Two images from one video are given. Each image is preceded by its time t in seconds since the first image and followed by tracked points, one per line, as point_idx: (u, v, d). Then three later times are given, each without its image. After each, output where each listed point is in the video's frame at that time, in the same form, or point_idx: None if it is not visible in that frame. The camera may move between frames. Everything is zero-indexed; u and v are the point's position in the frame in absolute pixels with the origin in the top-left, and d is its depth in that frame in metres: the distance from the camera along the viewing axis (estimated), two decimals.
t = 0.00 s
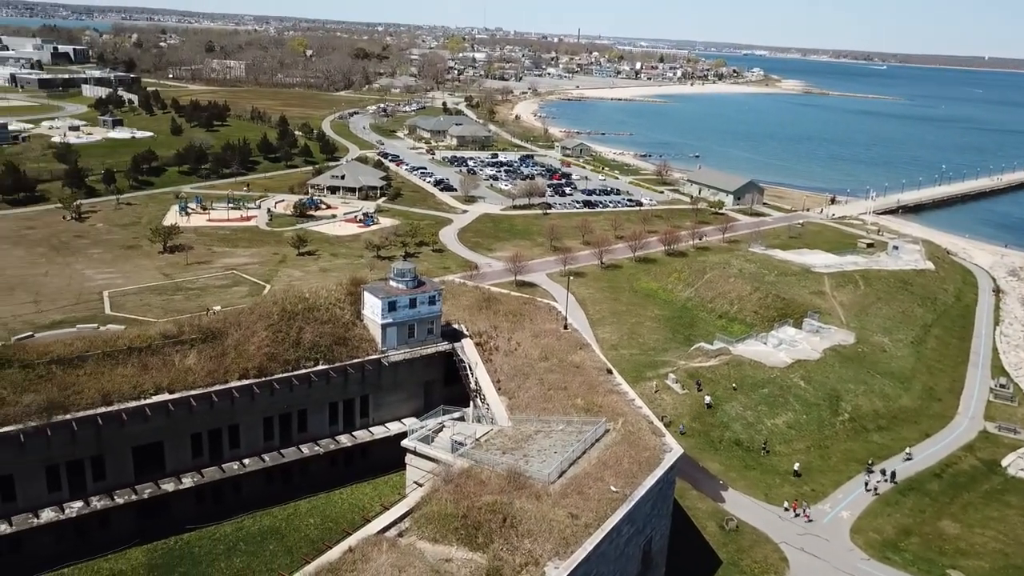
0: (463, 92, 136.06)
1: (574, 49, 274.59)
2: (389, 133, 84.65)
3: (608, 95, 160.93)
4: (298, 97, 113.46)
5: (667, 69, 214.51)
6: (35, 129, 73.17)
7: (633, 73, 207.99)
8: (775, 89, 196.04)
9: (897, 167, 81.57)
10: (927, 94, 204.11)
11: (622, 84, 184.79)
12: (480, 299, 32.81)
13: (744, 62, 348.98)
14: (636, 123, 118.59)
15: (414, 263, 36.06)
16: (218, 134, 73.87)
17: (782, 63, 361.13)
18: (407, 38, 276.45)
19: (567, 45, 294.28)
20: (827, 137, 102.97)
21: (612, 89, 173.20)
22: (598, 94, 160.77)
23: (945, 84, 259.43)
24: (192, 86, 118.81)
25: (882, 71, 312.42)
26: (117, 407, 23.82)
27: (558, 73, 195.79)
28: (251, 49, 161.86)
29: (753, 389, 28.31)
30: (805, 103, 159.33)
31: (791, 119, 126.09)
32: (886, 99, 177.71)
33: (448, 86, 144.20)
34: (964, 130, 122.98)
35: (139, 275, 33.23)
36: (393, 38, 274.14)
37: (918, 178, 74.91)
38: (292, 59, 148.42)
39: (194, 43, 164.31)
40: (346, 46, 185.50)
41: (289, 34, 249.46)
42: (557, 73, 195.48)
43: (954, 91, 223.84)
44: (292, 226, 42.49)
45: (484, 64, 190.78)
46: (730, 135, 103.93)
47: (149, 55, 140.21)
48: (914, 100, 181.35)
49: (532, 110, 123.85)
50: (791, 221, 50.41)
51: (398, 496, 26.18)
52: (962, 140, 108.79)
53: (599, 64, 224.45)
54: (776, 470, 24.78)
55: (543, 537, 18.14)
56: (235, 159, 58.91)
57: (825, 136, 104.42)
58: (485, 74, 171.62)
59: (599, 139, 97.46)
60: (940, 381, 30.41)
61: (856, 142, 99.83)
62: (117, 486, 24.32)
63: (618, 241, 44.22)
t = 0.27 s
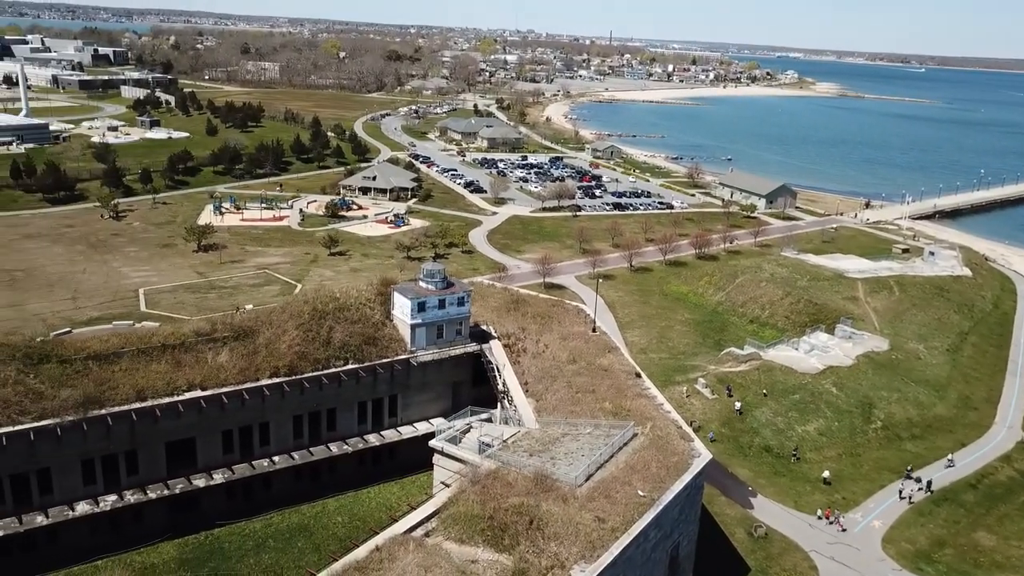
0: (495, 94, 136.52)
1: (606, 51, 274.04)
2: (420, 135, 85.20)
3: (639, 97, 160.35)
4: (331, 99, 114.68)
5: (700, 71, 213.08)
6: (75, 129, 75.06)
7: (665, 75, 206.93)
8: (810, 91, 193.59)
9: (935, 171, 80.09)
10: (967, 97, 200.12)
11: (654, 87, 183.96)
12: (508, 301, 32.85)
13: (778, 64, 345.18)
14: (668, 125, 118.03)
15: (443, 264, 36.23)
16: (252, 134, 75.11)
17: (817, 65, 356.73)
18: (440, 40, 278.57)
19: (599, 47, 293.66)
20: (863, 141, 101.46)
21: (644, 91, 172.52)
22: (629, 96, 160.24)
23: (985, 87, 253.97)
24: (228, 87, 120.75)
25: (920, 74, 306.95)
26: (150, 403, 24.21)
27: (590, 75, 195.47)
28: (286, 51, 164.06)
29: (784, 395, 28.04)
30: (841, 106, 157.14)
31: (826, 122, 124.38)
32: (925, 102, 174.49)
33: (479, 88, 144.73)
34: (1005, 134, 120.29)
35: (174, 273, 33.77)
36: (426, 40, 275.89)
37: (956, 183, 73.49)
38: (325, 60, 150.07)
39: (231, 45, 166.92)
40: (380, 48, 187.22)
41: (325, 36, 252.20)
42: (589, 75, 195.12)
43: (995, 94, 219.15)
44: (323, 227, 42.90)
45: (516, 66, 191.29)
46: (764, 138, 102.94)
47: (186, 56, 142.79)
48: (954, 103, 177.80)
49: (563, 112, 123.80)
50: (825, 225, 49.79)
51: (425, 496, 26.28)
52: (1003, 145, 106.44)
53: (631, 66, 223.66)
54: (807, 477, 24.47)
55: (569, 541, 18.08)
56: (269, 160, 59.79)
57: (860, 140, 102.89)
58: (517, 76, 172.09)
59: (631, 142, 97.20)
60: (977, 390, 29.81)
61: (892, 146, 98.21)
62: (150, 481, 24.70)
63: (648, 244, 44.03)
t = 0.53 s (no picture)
0: (528, 97, 136.71)
1: (640, 53, 272.90)
2: (454, 137, 85.67)
3: (673, 100, 159.44)
4: (365, 101, 115.72)
5: (735, 74, 211.18)
6: (116, 129, 76.78)
7: (699, 78, 205.48)
8: (848, 95, 190.73)
9: (977, 177, 78.36)
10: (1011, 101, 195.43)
11: (688, 90, 182.61)
12: (538, 303, 32.86)
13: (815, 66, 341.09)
14: (701, 128, 117.19)
15: (474, 266, 36.34)
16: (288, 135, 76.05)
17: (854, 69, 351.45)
18: (474, 43, 279.94)
19: (633, 50, 292.55)
20: (901, 146, 99.70)
21: (678, 94, 171.34)
22: (663, 99, 159.37)
23: None
24: (265, 89, 122.64)
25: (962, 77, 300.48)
26: (185, 399, 24.59)
27: (623, 78, 194.82)
28: (322, 54, 166.07)
29: (817, 402, 27.69)
30: (880, 110, 154.52)
31: (864, 126, 122.43)
32: (967, 107, 170.83)
33: (512, 91, 145.04)
34: None
35: (209, 272, 34.29)
36: (461, 43, 277.27)
37: (999, 189, 71.82)
38: (361, 63, 151.61)
39: (270, 48, 169.41)
40: (414, 50, 188.66)
41: (363, 38, 254.43)
42: (623, 78, 194.44)
43: None
44: (356, 227, 43.27)
45: (550, 69, 191.37)
46: (799, 142, 101.70)
47: (225, 59, 145.31)
48: (997, 107, 173.72)
49: (596, 115, 123.51)
50: (861, 230, 49.06)
51: (453, 497, 26.34)
52: None
53: (665, 69, 222.55)
54: (840, 485, 24.10)
55: (596, 544, 18.01)
56: (304, 160, 60.00)
57: (898, 144, 101.13)
58: (550, 79, 172.27)
59: (664, 145, 96.69)
60: (1017, 400, 29.11)
61: (932, 151, 96.28)
62: (184, 476, 25.08)
63: (680, 247, 43.75)
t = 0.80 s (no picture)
0: (560, 99, 136.63)
1: (674, 55, 271.20)
2: (486, 139, 86.03)
3: (706, 103, 158.30)
4: (397, 103, 116.53)
5: (770, 77, 208.90)
6: (154, 130, 78.34)
7: (733, 81, 203.59)
8: (886, 98, 187.54)
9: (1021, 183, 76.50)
10: None
11: (722, 92, 181.11)
12: (568, 306, 32.83)
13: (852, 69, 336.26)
14: (734, 131, 116.20)
15: (504, 268, 36.42)
16: (322, 137, 76.52)
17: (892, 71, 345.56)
18: (506, 46, 280.68)
19: (667, 52, 290.85)
20: (940, 150, 97.79)
21: (711, 97, 170.11)
22: (695, 102, 158.35)
23: None
24: (299, 91, 124.19)
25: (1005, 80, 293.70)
26: (218, 397, 24.92)
27: (655, 80, 193.83)
28: (356, 55, 167.56)
29: (851, 409, 27.31)
30: (919, 114, 151.65)
31: (901, 130, 120.27)
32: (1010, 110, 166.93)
33: (545, 93, 145.08)
34: None
35: (243, 271, 34.74)
36: (494, 45, 278.14)
37: None
38: (394, 65, 152.72)
39: (305, 50, 171.51)
40: (447, 52, 189.71)
41: (397, 40, 256.61)
42: (656, 80, 193.42)
43: None
44: (388, 228, 43.61)
45: (582, 71, 191.17)
46: (834, 145, 100.31)
47: (261, 61, 147.43)
48: None
49: (628, 117, 123.09)
50: (897, 236, 48.28)
51: (481, 498, 26.37)
52: None
53: (698, 72, 221.02)
54: (873, 494, 23.70)
55: (624, 549, 17.91)
56: (337, 161, 60.13)
57: (937, 149, 99.21)
58: (582, 81, 172.07)
59: (697, 148, 96.05)
60: None
61: (972, 156, 94.25)
62: (216, 473, 25.40)
63: (712, 251, 43.44)
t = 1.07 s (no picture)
0: (591, 101, 136.28)
1: (707, 57, 269.11)
2: (517, 141, 86.10)
3: (739, 105, 156.87)
4: (430, 104, 117.20)
5: (805, 80, 206.25)
6: (190, 129, 79.69)
7: (767, 83, 201.37)
8: (924, 101, 184.12)
9: None
10: None
11: (756, 95, 179.34)
12: (597, 308, 32.77)
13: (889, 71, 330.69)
14: (767, 134, 115.04)
15: (534, 270, 36.45)
16: (355, 138, 77.17)
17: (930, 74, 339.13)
18: (539, 47, 280.94)
19: (701, 54, 288.53)
20: (980, 154, 95.77)
21: (744, 99, 168.51)
22: (728, 104, 157.04)
23: None
24: (333, 91, 125.46)
25: None
26: (251, 394, 25.24)
27: (688, 82, 192.49)
28: (390, 57, 168.78)
29: (884, 417, 26.92)
30: (959, 117, 148.53)
31: (940, 133, 117.97)
32: None
33: (576, 95, 144.82)
34: None
35: (276, 270, 35.16)
36: (526, 47, 278.20)
37: None
38: (426, 66, 153.54)
39: (339, 51, 173.25)
40: (479, 54, 190.21)
41: (430, 42, 258.31)
42: (688, 82, 192.08)
43: None
44: (419, 229, 43.86)
45: (614, 73, 190.59)
46: (870, 149, 98.77)
47: (296, 63, 149.18)
48: None
49: (660, 120, 122.54)
50: (934, 241, 47.44)
51: (508, 499, 26.42)
52: None
53: (732, 74, 219.05)
54: (907, 504, 23.31)
55: (652, 553, 17.87)
56: (369, 163, 60.98)
57: (977, 153, 97.13)
58: (614, 83, 171.57)
59: (730, 150, 95.28)
60: None
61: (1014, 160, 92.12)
62: (248, 468, 25.73)
63: (744, 255, 43.07)
